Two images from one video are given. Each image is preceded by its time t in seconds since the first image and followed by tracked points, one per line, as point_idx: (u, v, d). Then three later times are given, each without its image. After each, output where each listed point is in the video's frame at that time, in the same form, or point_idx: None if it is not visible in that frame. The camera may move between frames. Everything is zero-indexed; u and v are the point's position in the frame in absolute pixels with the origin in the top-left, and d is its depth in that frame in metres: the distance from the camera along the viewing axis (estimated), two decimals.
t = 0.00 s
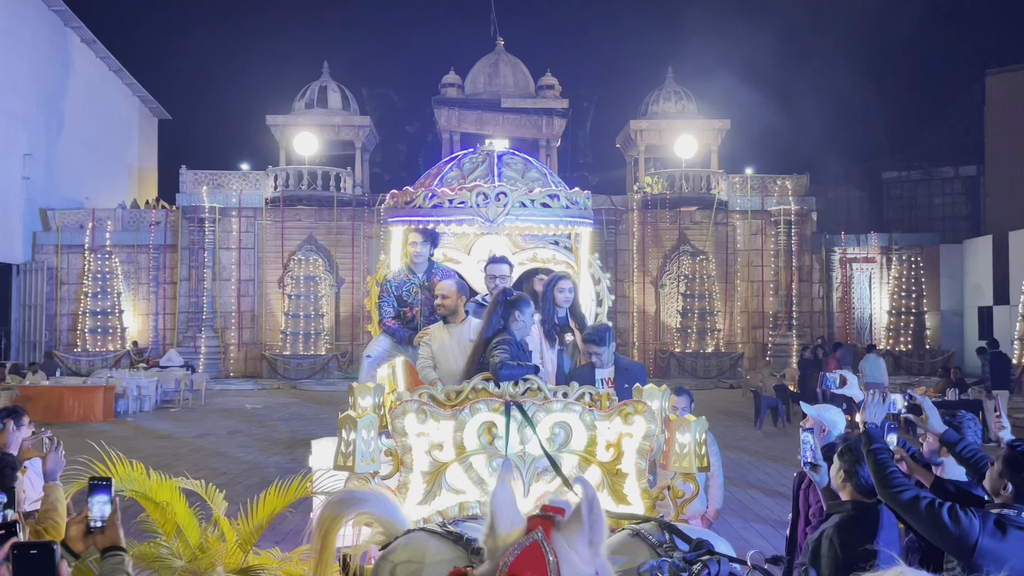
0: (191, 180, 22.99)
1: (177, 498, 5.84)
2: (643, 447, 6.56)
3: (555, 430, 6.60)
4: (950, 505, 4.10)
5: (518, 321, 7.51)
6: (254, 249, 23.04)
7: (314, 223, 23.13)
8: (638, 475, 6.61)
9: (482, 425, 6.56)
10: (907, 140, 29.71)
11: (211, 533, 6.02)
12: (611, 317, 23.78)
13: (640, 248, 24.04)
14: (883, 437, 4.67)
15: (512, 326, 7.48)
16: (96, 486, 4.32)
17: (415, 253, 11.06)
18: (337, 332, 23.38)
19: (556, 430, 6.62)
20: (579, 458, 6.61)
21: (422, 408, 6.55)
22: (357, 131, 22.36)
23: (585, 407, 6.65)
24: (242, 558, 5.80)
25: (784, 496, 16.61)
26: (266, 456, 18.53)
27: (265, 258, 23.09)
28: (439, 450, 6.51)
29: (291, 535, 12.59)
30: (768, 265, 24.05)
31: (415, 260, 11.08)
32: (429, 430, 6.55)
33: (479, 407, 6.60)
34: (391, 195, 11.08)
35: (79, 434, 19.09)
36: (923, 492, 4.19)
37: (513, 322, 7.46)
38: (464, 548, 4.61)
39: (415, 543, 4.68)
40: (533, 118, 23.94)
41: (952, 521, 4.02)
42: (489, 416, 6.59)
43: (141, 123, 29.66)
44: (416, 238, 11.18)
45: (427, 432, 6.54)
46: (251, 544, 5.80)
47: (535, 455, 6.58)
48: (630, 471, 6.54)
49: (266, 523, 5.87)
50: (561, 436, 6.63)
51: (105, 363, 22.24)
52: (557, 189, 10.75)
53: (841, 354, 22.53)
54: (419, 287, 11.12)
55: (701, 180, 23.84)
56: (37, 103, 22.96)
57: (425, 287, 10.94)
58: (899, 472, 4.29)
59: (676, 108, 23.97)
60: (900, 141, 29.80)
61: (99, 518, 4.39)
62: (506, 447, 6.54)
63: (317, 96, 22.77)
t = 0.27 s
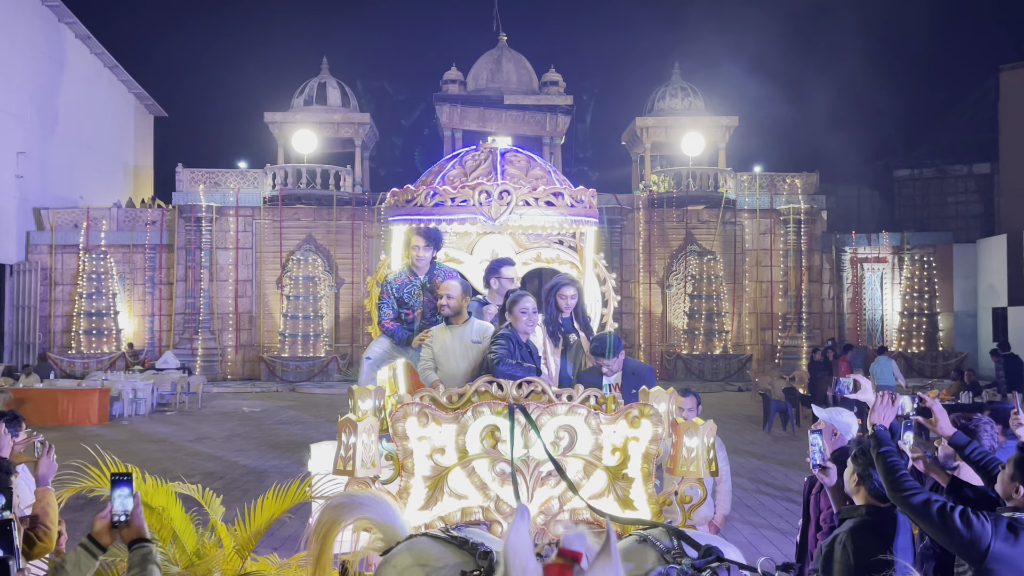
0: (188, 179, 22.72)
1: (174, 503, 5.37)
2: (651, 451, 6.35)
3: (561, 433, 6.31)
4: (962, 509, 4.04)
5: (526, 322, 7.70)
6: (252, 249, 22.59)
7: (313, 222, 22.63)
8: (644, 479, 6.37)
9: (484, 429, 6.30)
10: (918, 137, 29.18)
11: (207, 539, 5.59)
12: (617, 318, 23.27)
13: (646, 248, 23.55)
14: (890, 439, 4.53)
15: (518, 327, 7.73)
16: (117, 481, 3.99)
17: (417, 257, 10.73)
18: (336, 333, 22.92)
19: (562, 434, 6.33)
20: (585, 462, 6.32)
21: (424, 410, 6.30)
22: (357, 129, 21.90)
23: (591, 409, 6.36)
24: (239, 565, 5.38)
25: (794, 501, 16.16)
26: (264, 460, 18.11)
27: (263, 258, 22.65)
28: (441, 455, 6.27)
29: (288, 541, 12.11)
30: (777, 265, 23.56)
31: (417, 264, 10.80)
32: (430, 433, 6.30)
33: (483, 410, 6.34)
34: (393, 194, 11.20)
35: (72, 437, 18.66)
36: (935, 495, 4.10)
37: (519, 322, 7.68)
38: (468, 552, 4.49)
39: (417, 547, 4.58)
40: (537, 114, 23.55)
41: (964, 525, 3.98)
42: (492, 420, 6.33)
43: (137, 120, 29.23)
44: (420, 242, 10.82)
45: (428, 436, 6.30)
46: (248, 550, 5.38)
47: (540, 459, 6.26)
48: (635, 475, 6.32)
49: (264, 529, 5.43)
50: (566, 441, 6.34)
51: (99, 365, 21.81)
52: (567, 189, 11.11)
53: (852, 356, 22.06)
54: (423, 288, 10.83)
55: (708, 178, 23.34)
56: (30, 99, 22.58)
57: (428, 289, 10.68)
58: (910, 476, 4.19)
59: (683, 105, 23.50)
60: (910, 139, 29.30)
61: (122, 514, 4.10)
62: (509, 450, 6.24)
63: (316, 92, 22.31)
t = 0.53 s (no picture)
0: (182, 177, 22.53)
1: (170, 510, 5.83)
2: (656, 456, 6.29)
3: (565, 437, 6.26)
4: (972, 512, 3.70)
5: (531, 326, 8.40)
6: (249, 249, 22.13)
7: (312, 221, 22.20)
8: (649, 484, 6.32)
9: (486, 432, 6.23)
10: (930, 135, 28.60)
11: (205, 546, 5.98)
12: (622, 319, 22.77)
13: (652, 247, 23.06)
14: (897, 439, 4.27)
15: (522, 330, 8.40)
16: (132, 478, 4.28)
17: (420, 259, 11.26)
18: (335, 336, 22.31)
19: (566, 438, 6.27)
20: (589, 467, 6.26)
21: (427, 414, 6.24)
22: (356, 125, 21.46)
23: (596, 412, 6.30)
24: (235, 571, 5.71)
25: (804, 507, 15.70)
26: (262, 464, 17.68)
27: (260, 257, 22.17)
28: (441, 458, 6.19)
29: (286, 548, 11.64)
30: (786, 265, 23.08)
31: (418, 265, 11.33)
32: (431, 437, 6.23)
33: (483, 413, 6.27)
34: (396, 190, 11.60)
35: (64, 440, 18.25)
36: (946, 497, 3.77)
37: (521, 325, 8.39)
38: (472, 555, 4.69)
39: (418, 553, 4.67)
40: (540, 111, 23.07)
41: (976, 530, 3.63)
42: (494, 422, 6.25)
43: (132, 118, 28.80)
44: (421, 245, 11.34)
45: (429, 439, 6.22)
46: (243, 556, 5.72)
47: (543, 463, 6.20)
48: (640, 480, 6.26)
49: (259, 534, 5.79)
50: (570, 444, 6.27)
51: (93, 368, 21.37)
52: (568, 188, 11.32)
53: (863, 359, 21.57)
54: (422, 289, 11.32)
55: (716, 176, 22.81)
56: (22, 96, 22.22)
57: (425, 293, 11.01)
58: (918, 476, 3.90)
59: (689, 101, 22.92)
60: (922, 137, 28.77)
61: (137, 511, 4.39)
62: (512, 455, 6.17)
63: (314, 88, 21.85)
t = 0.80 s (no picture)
0: (174, 173, 21.78)
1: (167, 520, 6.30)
2: (659, 460, 6.69)
3: (567, 443, 6.65)
4: (988, 519, 4.10)
5: (532, 327, 8.03)
6: (242, 248, 21.46)
7: (307, 221, 21.53)
8: (651, 489, 6.68)
9: (488, 438, 6.63)
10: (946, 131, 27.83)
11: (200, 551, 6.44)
12: (627, 321, 22.11)
13: (658, 247, 22.39)
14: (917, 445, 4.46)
15: (523, 330, 8.05)
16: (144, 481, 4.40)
17: (414, 259, 11.00)
18: (332, 337, 21.62)
19: (569, 442, 6.67)
20: (592, 472, 6.66)
21: (427, 419, 6.67)
22: (353, 122, 20.78)
23: (597, 418, 6.71)
24: None
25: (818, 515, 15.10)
26: (256, 470, 17.07)
27: (254, 257, 21.50)
28: (442, 463, 6.61)
29: (282, 555, 11.05)
30: (796, 265, 22.43)
31: (414, 264, 11.03)
32: (431, 442, 6.65)
33: (485, 418, 6.68)
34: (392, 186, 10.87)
35: (52, 446, 17.69)
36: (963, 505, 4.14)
37: (522, 325, 8.02)
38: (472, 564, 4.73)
39: (417, 561, 4.70)
40: (543, 106, 22.42)
41: (992, 536, 4.05)
42: (495, 428, 6.66)
43: (122, 113, 28.19)
44: (416, 245, 11.02)
45: (428, 444, 6.65)
46: (236, 564, 6.26)
47: (547, 468, 6.59)
48: (644, 484, 6.65)
49: (253, 544, 6.32)
50: (573, 449, 6.67)
51: (82, 371, 20.81)
52: (573, 184, 10.67)
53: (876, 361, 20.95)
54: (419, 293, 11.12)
55: (725, 173, 22.32)
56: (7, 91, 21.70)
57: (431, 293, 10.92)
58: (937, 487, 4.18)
59: (697, 96, 22.26)
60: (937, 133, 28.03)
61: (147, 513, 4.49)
62: (514, 460, 6.57)
63: (310, 83, 21.23)
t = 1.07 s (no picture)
0: (166, 171, 21.19)
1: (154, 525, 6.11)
2: (666, 466, 6.45)
3: (570, 447, 6.43)
4: (999, 525, 4.03)
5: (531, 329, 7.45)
6: (236, 249, 21.00)
7: (303, 219, 21.02)
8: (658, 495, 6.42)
9: (488, 442, 6.43)
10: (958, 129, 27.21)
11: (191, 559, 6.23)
12: (631, 322, 21.57)
13: (663, 246, 21.85)
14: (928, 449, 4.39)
15: (522, 332, 7.49)
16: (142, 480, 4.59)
17: (410, 260, 10.33)
18: (327, 340, 21.10)
19: (571, 447, 6.44)
20: (596, 478, 6.41)
21: (427, 423, 6.47)
22: (350, 118, 20.25)
23: (601, 422, 6.47)
24: None
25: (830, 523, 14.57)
26: (250, 475, 16.55)
27: (248, 257, 21.02)
28: (441, 469, 6.40)
29: (276, 563, 10.47)
30: (805, 266, 21.89)
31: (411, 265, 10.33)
32: (430, 446, 6.45)
33: (485, 422, 6.49)
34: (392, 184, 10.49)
35: (40, 451, 17.16)
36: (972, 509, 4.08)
37: (521, 326, 7.46)
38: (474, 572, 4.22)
39: (415, 567, 4.22)
40: (544, 102, 21.85)
41: (1004, 542, 3.97)
42: (496, 431, 6.46)
43: (113, 109, 27.63)
44: (413, 245, 10.34)
45: (427, 449, 6.44)
46: (230, 572, 6.07)
47: (550, 474, 6.38)
48: (649, 490, 6.39)
49: (247, 551, 6.13)
50: (577, 454, 6.43)
51: (72, 374, 20.32)
52: (576, 181, 10.29)
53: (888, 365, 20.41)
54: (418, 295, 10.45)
55: (730, 171, 21.57)
56: None
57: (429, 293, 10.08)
58: (948, 491, 4.12)
59: (703, 92, 21.74)
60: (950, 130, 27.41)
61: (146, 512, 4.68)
62: (515, 465, 6.36)
63: (305, 78, 20.66)
